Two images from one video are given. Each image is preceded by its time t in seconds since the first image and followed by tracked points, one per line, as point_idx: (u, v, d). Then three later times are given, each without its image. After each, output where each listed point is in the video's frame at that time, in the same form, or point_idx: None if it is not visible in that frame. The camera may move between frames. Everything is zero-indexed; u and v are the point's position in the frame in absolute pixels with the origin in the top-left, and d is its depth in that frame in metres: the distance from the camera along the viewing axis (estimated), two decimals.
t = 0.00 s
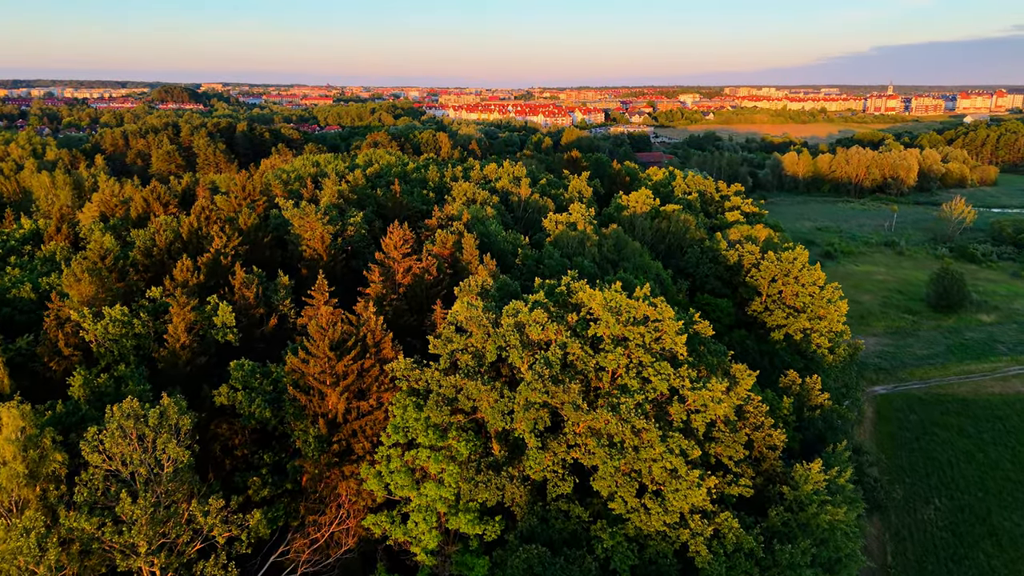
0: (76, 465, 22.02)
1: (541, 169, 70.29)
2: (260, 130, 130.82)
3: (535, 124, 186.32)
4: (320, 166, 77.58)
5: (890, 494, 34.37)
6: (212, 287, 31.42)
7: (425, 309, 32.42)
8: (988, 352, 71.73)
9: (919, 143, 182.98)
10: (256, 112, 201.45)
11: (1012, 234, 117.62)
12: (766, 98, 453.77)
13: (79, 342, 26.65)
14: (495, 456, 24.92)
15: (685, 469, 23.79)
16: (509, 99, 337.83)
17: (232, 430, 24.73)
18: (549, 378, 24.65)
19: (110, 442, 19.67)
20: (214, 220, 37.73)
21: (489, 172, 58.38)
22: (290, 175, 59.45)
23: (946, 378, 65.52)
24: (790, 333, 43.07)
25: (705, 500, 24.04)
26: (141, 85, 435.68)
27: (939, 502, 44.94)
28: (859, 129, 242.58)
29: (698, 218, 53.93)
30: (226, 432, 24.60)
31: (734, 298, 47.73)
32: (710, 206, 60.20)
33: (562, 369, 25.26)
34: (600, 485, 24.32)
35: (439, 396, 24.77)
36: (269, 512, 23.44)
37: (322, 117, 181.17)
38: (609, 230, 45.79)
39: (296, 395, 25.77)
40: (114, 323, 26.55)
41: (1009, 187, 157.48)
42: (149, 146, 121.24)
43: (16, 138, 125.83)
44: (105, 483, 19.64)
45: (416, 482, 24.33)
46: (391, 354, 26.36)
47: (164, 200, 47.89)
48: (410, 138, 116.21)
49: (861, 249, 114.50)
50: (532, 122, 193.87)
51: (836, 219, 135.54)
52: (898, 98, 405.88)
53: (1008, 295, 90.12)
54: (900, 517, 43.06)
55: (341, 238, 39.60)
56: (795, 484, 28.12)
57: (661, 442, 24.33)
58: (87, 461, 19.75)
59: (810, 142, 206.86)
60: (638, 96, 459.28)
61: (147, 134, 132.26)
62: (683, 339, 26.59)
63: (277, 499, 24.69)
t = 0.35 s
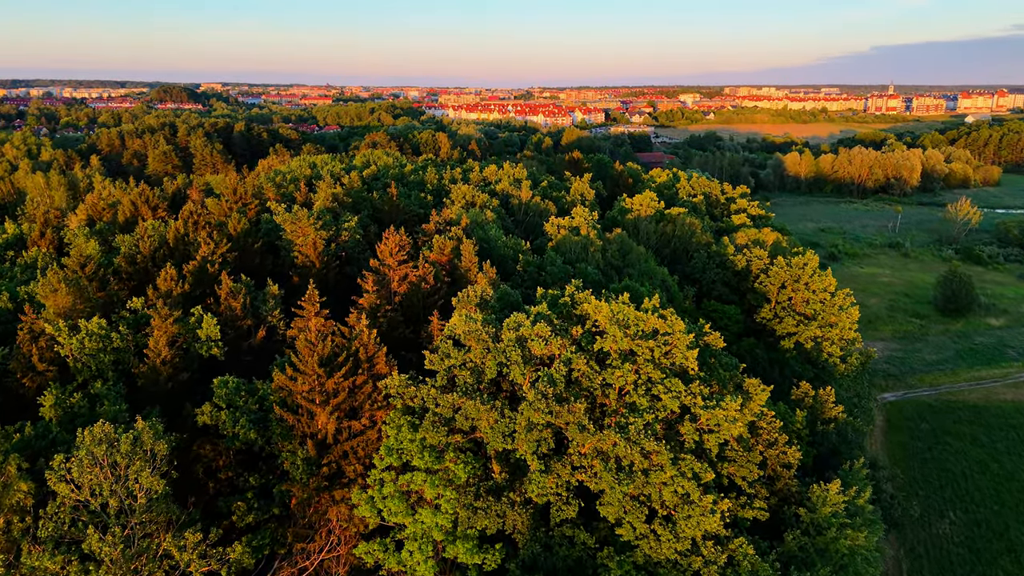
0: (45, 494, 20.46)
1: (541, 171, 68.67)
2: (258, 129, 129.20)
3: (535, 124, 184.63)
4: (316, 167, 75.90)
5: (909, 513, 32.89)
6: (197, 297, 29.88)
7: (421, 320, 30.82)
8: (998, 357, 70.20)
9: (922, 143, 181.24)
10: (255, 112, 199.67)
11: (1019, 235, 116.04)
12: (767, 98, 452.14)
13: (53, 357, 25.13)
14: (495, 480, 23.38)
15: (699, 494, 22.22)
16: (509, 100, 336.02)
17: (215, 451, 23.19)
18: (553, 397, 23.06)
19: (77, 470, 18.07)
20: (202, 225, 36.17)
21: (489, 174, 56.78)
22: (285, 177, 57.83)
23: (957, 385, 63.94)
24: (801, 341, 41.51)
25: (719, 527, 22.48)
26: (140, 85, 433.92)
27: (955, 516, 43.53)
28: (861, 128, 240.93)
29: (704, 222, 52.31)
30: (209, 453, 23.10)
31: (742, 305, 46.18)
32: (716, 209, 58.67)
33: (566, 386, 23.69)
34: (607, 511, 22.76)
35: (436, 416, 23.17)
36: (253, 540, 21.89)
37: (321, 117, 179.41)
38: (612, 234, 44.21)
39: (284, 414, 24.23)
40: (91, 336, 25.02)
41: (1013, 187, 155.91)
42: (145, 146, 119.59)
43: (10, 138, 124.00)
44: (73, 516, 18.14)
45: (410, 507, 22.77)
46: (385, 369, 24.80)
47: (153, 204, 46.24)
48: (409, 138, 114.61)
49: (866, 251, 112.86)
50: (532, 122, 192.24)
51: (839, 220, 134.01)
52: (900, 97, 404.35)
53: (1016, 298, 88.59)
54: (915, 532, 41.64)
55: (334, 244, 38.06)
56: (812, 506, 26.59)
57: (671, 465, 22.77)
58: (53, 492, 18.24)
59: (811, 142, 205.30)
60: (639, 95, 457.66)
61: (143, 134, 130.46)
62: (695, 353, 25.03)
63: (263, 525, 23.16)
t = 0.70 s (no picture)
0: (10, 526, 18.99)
1: (542, 173, 67.06)
2: (256, 131, 127.19)
3: (536, 124, 182.96)
4: (312, 169, 74.29)
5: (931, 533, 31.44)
6: (180, 308, 28.35)
7: (417, 332, 29.27)
8: (1009, 363, 68.64)
9: (924, 143, 179.57)
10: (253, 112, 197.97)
11: None
12: (767, 98, 450.44)
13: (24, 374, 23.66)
14: (495, 507, 21.83)
15: (714, 523, 20.65)
16: (509, 100, 334.32)
17: (195, 475, 21.68)
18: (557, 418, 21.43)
19: (40, 504, 16.57)
20: (190, 231, 34.66)
21: (488, 177, 55.23)
22: (280, 179, 56.28)
23: (968, 392, 62.39)
24: (811, 350, 39.97)
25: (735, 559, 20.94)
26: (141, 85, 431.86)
27: (972, 531, 41.99)
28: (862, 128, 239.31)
29: (710, 225, 50.74)
30: (189, 478, 21.61)
31: (750, 312, 44.66)
32: (721, 212, 57.18)
33: (571, 407, 22.07)
34: (616, 541, 21.17)
35: (431, 439, 21.60)
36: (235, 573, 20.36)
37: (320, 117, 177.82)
38: (617, 239, 42.65)
39: (269, 436, 22.67)
40: (65, 352, 23.54)
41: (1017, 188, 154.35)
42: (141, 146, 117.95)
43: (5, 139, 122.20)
44: (33, 555, 16.61)
45: (404, 538, 21.21)
46: (377, 388, 23.24)
47: (140, 207, 44.58)
48: (407, 139, 113.02)
49: (870, 253, 111.23)
50: (532, 122, 190.53)
51: (842, 221, 132.40)
52: (901, 98, 402.30)
53: None
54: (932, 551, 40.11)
55: (328, 250, 36.54)
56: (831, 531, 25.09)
57: (684, 491, 21.22)
58: (12, 530, 16.71)
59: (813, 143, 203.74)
60: (641, 96, 454.53)
61: (140, 135, 128.76)
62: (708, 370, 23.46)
63: (247, 556, 21.62)
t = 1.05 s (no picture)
0: None
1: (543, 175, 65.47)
2: (253, 131, 125.55)
3: (536, 124, 181.30)
4: (308, 170, 72.71)
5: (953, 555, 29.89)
6: (163, 320, 26.80)
7: (413, 346, 27.68)
8: (1021, 369, 67.06)
9: (927, 144, 177.89)
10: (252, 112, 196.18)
11: None
12: (768, 98, 448.60)
13: None
14: (495, 538, 20.27)
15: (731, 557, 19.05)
16: (510, 100, 332.57)
17: (173, 504, 20.15)
18: (563, 444, 19.86)
19: None
20: (176, 237, 33.12)
21: (488, 179, 53.66)
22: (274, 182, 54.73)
23: (980, 399, 60.83)
24: (824, 360, 38.35)
25: None
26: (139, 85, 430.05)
27: (990, 546, 39.98)
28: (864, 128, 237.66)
29: (717, 229, 49.16)
30: (167, 506, 20.10)
31: (759, 319, 43.11)
32: (727, 215, 55.64)
33: (577, 430, 20.50)
34: None
35: (427, 466, 20.02)
36: None
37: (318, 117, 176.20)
38: (621, 245, 41.08)
39: (253, 460, 21.09)
40: (36, 370, 22.00)
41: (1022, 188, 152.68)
42: (137, 146, 116.40)
43: None
44: None
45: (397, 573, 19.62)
46: (369, 409, 21.69)
47: (128, 210, 42.99)
48: (405, 139, 111.49)
49: (875, 255, 109.63)
50: (532, 122, 188.93)
51: (845, 222, 130.83)
52: (902, 97, 400.41)
53: None
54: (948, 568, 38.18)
55: (321, 257, 34.99)
56: (853, 559, 23.49)
57: (699, 521, 19.61)
58: None
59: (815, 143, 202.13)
60: (641, 95, 452.84)
61: (135, 135, 127.04)
62: (724, 389, 21.89)
63: None
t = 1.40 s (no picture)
0: None
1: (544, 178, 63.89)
2: (251, 130, 124.35)
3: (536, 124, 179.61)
4: (305, 172, 71.10)
5: None
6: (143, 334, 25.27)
7: (410, 361, 26.17)
8: None
9: (930, 144, 176.02)
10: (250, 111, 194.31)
11: None
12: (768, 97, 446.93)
13: None
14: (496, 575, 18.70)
15: None
16: (511, 100, 330.61)
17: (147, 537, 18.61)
18: (569, 473, 18.29)
19: None
20: (160, 243, 31.56)
21: (488, 181, 52.08)
22: (269, 184, 53.20)
23: (992, 407, 59.26)
24: (837, 371, 36.82)
25: None
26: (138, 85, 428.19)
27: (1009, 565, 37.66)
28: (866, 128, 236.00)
29: (724, 233, 47.58)
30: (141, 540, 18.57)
31: (769, 327, 41.59)
32: (734, 218, 54.08)
33: (584, 457, 18.96)
34: None
35: (421, 497, 18.41)
36: None
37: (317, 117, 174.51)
38: (626, 250, 39.51)
39: (235, 490, 19.54)
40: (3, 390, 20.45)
41: None
42: (133, 146, 114.71)
43: None
44: None
45: None
46: (360, 433, 20.16)
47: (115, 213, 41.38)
48: (404, 139, 109.91)
49: (880, 257, 108.03)
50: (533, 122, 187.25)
51: (849, 223, 129.20)
52: (903, 96, 398.24)
53: None
54: None
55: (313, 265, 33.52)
56: None
57: (717, 558, 18.02)
58: None
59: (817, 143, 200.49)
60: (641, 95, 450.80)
61: (132, 135, 125.24)
62: (740, 411, 20.34)
63: None
